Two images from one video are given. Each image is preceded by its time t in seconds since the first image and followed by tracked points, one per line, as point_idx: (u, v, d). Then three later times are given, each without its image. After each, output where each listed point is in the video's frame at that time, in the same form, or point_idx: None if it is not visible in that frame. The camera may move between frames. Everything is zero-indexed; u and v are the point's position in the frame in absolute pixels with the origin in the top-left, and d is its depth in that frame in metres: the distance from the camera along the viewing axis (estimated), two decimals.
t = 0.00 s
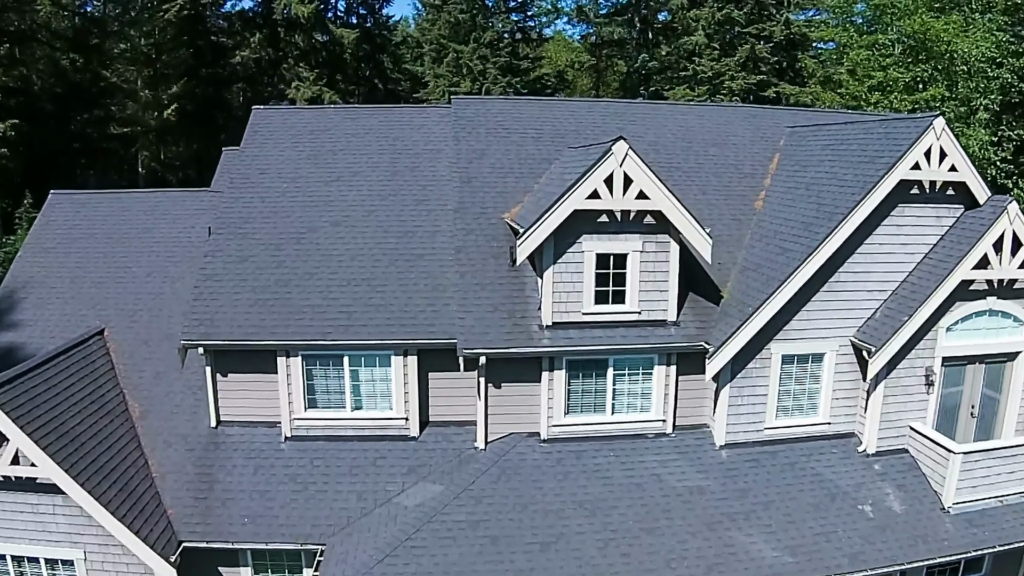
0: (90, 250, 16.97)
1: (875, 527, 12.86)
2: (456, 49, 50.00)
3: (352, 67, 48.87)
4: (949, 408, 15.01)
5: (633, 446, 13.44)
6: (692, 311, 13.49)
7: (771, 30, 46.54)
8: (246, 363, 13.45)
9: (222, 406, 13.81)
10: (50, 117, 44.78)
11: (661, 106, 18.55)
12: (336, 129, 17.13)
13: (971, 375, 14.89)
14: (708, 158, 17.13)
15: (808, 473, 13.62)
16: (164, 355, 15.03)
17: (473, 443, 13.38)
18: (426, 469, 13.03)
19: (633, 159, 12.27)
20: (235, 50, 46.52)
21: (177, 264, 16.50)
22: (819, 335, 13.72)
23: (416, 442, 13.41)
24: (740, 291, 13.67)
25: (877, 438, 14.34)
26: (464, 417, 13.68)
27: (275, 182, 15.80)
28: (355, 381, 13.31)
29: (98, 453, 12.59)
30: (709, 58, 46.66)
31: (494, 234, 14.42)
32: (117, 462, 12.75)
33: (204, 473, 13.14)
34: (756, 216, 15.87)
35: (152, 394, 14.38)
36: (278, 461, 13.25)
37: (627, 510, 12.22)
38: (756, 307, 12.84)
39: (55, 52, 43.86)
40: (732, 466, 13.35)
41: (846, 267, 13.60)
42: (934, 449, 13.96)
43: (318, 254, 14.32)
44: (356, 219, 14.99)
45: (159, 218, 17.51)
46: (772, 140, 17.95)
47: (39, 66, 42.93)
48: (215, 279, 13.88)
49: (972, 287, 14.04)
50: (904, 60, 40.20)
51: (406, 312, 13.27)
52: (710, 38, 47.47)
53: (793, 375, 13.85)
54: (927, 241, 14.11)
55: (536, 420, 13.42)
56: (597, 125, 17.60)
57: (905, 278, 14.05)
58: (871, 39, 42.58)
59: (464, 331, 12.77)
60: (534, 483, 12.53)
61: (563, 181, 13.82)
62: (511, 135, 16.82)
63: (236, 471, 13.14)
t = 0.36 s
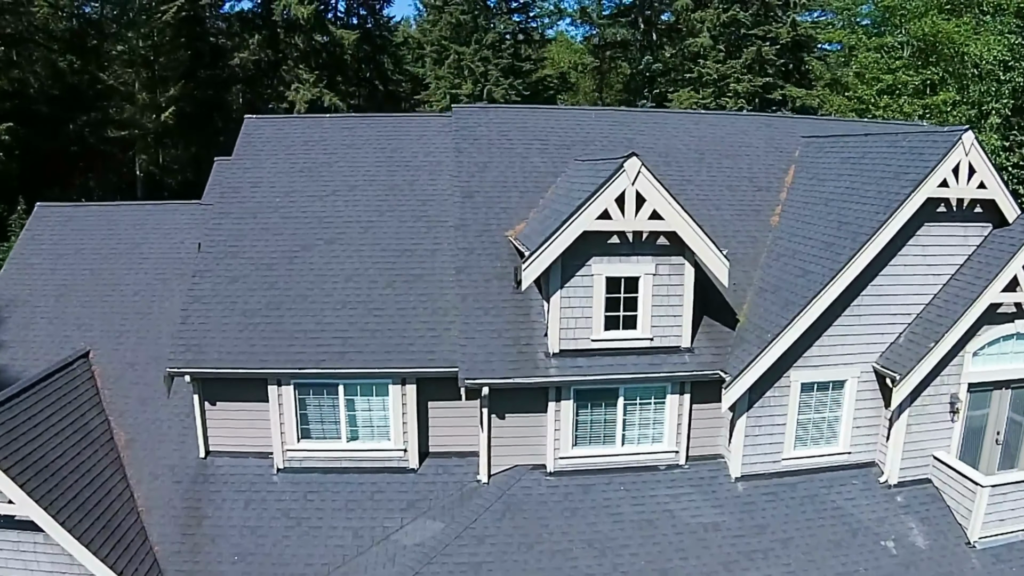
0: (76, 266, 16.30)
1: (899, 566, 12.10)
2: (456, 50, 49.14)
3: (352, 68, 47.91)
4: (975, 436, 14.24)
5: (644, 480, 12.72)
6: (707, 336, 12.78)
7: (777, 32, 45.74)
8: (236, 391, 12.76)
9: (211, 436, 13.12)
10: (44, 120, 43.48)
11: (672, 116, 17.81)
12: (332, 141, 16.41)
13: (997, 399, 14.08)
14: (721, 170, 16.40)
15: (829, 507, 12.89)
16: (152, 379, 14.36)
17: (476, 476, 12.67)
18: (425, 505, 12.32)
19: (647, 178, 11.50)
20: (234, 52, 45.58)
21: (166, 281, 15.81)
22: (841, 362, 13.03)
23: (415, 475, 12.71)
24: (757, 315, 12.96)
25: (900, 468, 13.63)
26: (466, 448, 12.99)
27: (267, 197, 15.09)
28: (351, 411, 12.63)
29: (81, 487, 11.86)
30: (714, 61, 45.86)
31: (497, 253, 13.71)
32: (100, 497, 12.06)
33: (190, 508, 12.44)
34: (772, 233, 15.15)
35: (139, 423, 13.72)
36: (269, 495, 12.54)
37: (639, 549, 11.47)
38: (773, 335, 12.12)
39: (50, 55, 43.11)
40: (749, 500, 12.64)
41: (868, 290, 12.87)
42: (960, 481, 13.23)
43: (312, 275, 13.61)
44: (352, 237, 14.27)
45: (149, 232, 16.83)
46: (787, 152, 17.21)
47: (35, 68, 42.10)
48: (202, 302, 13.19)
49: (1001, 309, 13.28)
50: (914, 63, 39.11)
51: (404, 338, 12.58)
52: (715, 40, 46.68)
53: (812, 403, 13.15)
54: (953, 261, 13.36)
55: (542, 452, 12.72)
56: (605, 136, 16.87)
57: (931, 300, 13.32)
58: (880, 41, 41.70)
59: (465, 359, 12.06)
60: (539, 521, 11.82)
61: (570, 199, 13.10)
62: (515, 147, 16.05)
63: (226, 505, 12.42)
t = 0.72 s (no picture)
0: (62, 282, 15.67)
1: None
2: (457, 51, 48.37)
3: (354, 69, 46.84)
4: (998, 463, 13.61)
5: (655, 512, 12.08)
6: (721, 361, 12.15)
7: (783, 33, 45.06)
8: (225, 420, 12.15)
9: (200, 465, 12.50)
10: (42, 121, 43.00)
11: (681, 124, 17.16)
12: (328, 151, 15.78)
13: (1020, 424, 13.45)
14: (733, 182, 15.75)
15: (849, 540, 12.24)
16: (139, 402, 13.74)
17: (478, 508, 12.03)
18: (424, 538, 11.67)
19: (659, 195, 10.87)
20: (232, 53, 45.01)
21: (154, 298, 15.18)
22: (861, 388, 12.40)
23: (414, 507, 12.07)
24: (774, 338, 12.33)
25: (922, 498, 12.99)
26: (466, 477, 12.35)
27: (260, 211, 14.45)
28: (346, 441, 12.02)
29: (64, 521, 11.22)
30: (719, 63, 45.18)
31: (500, 272, 13.08)
32: (84, 531, 11.42)
33: (177, 541, 11.78)
34: (787, 249, 14.50)
35: (124, 450, 13.10)
36: (259, 527, 11.86)
37: None
38: (791, 363, 11.48)
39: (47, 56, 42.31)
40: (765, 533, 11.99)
41: (890, 313, 12.23)
42: (986, 512, 12.58)
43: (305, 295, 12.99)
44: (348, 254, 13.64)
45: (137, 246, 16.20)
46: (802, 162, 16.55)
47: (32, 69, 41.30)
48: (190, 324, 12.56)
49: None
50: (923, 64, 38.36)
51: (402, 363, 11.95)
52: (720, 41, 45.98)
53: (831, 431, 12.52)
54: (980, 281, 12.67)
55: (548, 483, 12.09)
56: (612, 146, 16.21)
57: (956, 322, 12.66)
58: (889, 42, 40.97)
59: (467, 386, 11.41)
60: (545, 557, 11.16)
61: (576, 216, 12.47)
62: (518, 158, 15.37)
63: (215, 538, 11.74)
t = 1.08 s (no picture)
0: (43, 302, 14.96)
1: None
2: (457, 53, 47.50)
3: (353, 71, 46.10)
4: None
5: (669, 555, 11.34)
6: (737, 396, 11.45)
7: (789, 36, 44.24)
8: (212, 457, 11.48)
9: (186, 504, 11.80)
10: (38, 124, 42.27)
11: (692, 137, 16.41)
12: (323, 166, 15.05)
13: None
14: (747, 198, 15.01)
15: None
16: (122, 433, 13.04)
17: (480, 550, 11.30)
18: None
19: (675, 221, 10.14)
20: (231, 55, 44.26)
21: (140, 320, 14.46)
22: (886, 423, 11.67)
23: (411, 548, 11.34)
24: (794, 370, 11.61)
25: (949, 537, 12.26)
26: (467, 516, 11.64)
27: (250, 230, 13.72)
28: (340, 480, 11.34)
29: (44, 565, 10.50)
30: (724, 66, 44.36)
31: (503, 298, 12.36)
32: None
33: None
34: (804, 271, 13.78)
35: (106, 485, 12.39)
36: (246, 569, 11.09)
37: None
38: (814, 398, 10.75)
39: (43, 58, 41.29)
40: None
41: (918, 343, 11.49)
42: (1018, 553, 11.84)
43: (296, 322, 12.29)
44: (342, 277, 12.93)
45: (123, 264, 15.48)
46: (818, 177, 15.81)
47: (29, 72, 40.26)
48: (175, 354, 11.86)
49: None
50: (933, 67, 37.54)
51: (399, 398, 11.26)
52: (724, 44, 45.16)
53: (853, 468, 11.82)
54: (1013, 308, 11.90)
55: (554, 524, 11.37)
56: (620, 159, 15.47)
57: (986, 352, 11.91)
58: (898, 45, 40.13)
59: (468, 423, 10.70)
60: None
61: (583, 240, 11.77)
62: (521, 174, 14.64)
63: None
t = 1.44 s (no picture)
0: (21, 330, 14.21)
1: None
2: (457, 56, 46.60)
3: (352, 74, 45.38)
4: None
5: None
6: (756, 441, 10.73)
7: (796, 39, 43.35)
8: (196, 506, 10.77)
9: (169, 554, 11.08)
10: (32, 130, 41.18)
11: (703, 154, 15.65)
12: (316, 186, 14.30)
13: None
14: (762, 221, 14.26)
15: None
16: (101, 474, 12.31)
17: None
18: None
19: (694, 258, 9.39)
20: (229, 58, 43.44)
21: (123, 350, 13.73)
22: (915, 469, 10.95)
23: None
24: (817, 413, 10.89)
25: None
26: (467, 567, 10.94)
27: (238, 257, 12.99)
28: (332, 532, 10.63)
29: None
30: (729, 70, 43.50)
31: (505, 333, 11.65)
32: None
33: None
34: (823, 301, 13.05)
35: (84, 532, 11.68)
36: None
37: None
38: (842, 447, 10.02)
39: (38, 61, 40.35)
40: None
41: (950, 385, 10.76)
42: None
43: (286, 359, 11.57)
44: (336, 309, 12.21)
45: (105, 289, 14.72)
46: (835, 197, 15.06)
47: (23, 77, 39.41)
48: (156, 394, 11.13)
49: None
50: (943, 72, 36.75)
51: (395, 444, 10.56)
52: (730, 47, 44.27)
53: (879, 517, 11.11)
54: None
55: None
56: (628, 179, 14.71)
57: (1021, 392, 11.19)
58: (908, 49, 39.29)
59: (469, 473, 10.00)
60: None
61: (592, 273, 11.05)
62: (524, 196, 13.90)
63: None
